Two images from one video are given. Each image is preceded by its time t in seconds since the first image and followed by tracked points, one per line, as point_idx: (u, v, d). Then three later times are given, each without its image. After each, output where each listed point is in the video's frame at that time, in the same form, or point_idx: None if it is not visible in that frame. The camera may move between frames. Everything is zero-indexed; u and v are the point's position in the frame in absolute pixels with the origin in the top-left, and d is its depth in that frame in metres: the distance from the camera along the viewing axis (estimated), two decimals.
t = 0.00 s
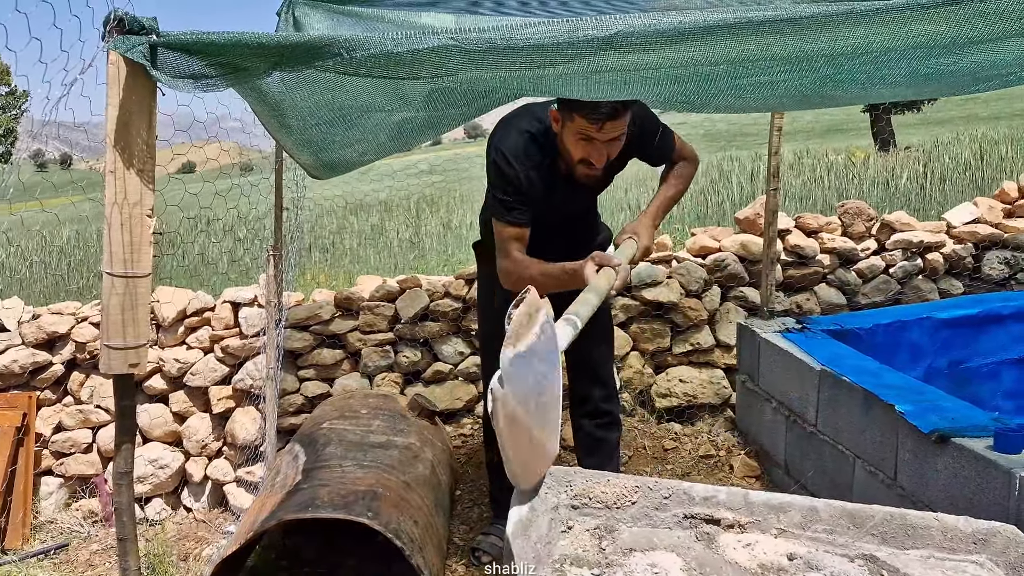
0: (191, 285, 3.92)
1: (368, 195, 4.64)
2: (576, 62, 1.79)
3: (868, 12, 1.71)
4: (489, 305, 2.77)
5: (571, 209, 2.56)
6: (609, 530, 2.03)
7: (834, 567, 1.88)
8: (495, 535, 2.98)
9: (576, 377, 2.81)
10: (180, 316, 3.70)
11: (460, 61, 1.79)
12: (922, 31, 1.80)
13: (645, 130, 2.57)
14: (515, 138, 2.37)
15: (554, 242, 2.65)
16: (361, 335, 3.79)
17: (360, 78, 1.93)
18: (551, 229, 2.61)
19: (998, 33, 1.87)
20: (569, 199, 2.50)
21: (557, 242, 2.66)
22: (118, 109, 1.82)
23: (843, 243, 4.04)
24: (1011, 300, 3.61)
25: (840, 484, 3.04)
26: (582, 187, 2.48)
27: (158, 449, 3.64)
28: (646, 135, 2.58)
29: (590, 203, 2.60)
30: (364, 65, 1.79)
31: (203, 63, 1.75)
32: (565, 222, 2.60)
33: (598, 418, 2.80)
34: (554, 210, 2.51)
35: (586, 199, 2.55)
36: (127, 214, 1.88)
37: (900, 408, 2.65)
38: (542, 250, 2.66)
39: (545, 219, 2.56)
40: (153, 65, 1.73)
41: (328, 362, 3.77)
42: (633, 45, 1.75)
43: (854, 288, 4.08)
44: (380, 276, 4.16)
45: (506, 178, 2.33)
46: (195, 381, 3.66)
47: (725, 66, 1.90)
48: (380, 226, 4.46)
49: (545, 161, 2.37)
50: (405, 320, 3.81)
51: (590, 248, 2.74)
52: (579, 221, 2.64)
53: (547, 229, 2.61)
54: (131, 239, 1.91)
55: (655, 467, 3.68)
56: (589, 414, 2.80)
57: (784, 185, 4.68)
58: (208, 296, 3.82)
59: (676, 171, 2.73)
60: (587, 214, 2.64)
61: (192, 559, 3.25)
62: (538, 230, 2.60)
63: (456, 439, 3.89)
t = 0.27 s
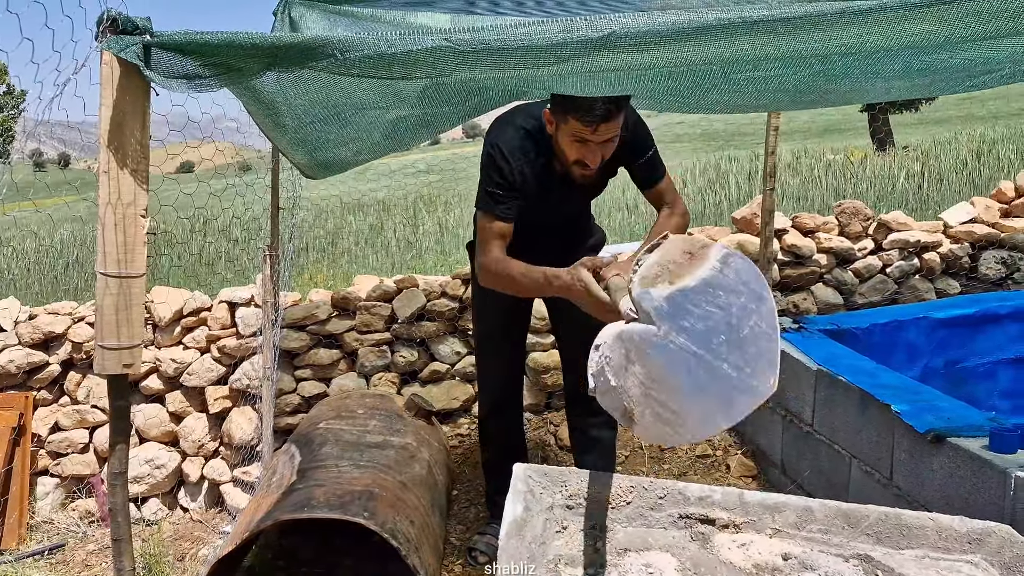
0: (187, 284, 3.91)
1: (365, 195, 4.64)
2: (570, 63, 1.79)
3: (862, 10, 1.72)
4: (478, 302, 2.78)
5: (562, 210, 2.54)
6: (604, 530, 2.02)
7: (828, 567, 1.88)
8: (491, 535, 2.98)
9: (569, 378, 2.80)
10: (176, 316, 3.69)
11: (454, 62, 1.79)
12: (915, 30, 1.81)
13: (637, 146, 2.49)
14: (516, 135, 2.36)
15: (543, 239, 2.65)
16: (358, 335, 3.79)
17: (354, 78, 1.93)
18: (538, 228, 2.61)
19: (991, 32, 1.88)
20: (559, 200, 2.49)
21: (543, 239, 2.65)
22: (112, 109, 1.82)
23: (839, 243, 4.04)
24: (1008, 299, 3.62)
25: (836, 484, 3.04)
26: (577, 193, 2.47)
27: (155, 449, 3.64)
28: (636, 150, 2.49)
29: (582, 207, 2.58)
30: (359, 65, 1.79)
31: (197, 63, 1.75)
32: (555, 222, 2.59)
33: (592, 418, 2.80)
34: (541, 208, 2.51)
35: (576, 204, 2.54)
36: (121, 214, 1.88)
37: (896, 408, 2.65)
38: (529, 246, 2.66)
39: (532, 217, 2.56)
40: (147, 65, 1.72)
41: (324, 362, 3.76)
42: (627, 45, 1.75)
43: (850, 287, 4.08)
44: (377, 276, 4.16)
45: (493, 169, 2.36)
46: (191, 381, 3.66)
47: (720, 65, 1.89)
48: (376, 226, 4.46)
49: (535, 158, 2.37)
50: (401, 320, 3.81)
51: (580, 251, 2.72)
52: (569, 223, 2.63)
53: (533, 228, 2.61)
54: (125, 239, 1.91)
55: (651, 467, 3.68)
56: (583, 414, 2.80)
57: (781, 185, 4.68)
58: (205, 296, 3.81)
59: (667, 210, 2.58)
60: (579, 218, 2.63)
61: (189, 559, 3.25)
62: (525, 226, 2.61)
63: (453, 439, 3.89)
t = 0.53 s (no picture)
0: (183, 284, 3.91)
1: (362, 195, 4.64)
2: (565, 60, 1.79)
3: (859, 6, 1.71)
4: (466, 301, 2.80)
5: (524, 210, 2.56)
6: (600, 528, 2.02)
7: (824, 566, 1.88)
8: (488, 534, 2.98)
9: (561, 379, 2.81)
10: (172, 315, 3.68)
11: (450, 59, 1.78)
12: (911, 26, 1.80)
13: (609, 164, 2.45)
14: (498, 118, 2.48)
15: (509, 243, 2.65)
16: (354, 334, 3.78)
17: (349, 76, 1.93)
18: (505, 224, 2.63)
19: (988, 28, 1.87)
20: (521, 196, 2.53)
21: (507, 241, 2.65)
22: (106, 107, 1.81)
23: (837, 241, 4.04)
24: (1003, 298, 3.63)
25: (833, 483, 3.04)
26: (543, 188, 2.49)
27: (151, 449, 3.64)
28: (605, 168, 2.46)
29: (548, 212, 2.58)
30: (354, 62, 1.78)
31: (192, 61, 1.74)
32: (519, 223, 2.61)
33: (588, 417, 2.79)
34: (507, 200, 2.57)
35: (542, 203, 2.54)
36: (115, 212, 1.88)
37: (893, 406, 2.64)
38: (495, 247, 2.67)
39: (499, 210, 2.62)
40: (141, 62, 1.71)
41: (321, 362, 3.76)
42: (623, 41, 1.75)
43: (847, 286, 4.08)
44: (374, 275, 4.15)
45: (466, 148, 2.53)
46: (188, 381, 3.65)
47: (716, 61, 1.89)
48: (373, 225, 4.46)
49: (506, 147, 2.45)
50: (398, 319, 3.80)
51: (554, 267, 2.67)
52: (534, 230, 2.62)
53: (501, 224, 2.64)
54: (119, 237, 1.90)
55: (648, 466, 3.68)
56: (579, 413, 2.80)
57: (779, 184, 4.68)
58: (201, 295, 3.80)
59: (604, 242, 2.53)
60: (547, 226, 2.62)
61: (185, 558, 3.25)
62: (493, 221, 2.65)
63: (449, 438, 3.88)
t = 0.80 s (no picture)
0: (176, 284, 3.89)
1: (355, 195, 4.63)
2: (558, 61, 1.79)
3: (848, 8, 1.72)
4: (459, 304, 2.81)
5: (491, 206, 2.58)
6: (593, 529, 2.03)
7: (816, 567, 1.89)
8: (481, 535, 2.98)
9: (557, 378, 2.81)
10: (165, 317, 3.67)
11: (442, 61, 1.78)
12: (901, 28, 1.81)
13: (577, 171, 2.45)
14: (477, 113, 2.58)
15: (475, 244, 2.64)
16: (347, 335, 3.78)
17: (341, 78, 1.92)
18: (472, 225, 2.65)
19: (977, 30, 1.88)
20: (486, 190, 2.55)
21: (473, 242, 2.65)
22: (97, 108, 1.81)
23: (829, 242, 4.05)
24: (993, 299, 3.64)
25: (826, 483, 3.05)
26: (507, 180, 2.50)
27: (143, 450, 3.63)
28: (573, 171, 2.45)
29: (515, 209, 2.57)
30: (346, 64, 1.78)
31: (183, 62, 1.73)
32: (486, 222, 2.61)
33: (581, 418, 2.80)
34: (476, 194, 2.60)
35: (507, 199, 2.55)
36: (107, 214, 1.87)
37: (885, 406, 2.65)
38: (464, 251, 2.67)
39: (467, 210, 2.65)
40: (132, 64, 1.70)
41: (314, 362, 3.75)
42: (615, 43, 1.75)
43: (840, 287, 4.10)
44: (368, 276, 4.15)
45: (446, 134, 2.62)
46: (180, 382, 3.64)
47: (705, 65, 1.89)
48: (367, 226, 4.45)
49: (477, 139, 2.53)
50: (391, 320, 3.80)
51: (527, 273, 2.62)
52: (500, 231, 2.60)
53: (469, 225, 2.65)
54: (111, 239, 1.89)
55: (642, 466, 3.68)
56: (572, 414, 2.80)
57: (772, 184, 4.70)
58: (194, 296, 3.79)
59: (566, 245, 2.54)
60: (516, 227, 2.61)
61: (178, 560, 3.24)
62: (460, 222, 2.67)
63: (443, 438, 3.88)
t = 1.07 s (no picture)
0: (166, 284, 3.87)
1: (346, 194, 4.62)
2: (548, 61, 1.79)
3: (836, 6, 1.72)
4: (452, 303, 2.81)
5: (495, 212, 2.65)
6: (584, 528, 2.01)
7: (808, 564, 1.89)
8: (474, 534, 2.98)
9: (551, 376, 2.81)
10: (155, 317, 3.65)
11: (433, 61, 1.78)
12: (890, 27, 1.82)
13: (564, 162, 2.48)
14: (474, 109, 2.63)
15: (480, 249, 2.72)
16: (339, 335, 3.77)
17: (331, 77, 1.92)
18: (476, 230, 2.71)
19: (965, 30, 1.90)
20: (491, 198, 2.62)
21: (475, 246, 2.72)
22: (85, 108, 1.79)
23: (819, 241, 4.07)
24: (984, 297, 3.64)
25: (817, 481, 3.06)
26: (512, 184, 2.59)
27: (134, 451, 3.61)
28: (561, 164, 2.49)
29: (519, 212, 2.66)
30: (337, 63, 1.77)
31: (173, 61, 1.72)
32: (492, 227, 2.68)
33: (573, 417, 2.80)
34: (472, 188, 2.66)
35: (513, 204, 2.63)
36: (95, 213, 1.86)
37: (876, 405, 2.66)
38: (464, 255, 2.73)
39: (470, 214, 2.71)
40: (120, 62, 1.69)
41: (305, 363, 3.74)
42: (606, 42, 1.75)
43: (830, 285, 4.11)
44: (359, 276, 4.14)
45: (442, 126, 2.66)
46: (171, 382, 3.63)
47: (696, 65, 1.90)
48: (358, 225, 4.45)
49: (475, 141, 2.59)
50: (383, 320, 3.79)
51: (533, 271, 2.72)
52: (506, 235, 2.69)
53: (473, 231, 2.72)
54: (99, 238, 1.88)
55: (634, 465, 3.69)
56: (564, 413, 2.80)
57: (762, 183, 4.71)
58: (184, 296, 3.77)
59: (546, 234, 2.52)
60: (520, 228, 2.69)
61: (168, 561, 3.23)
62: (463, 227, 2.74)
63: (435, 438, 3.88)
